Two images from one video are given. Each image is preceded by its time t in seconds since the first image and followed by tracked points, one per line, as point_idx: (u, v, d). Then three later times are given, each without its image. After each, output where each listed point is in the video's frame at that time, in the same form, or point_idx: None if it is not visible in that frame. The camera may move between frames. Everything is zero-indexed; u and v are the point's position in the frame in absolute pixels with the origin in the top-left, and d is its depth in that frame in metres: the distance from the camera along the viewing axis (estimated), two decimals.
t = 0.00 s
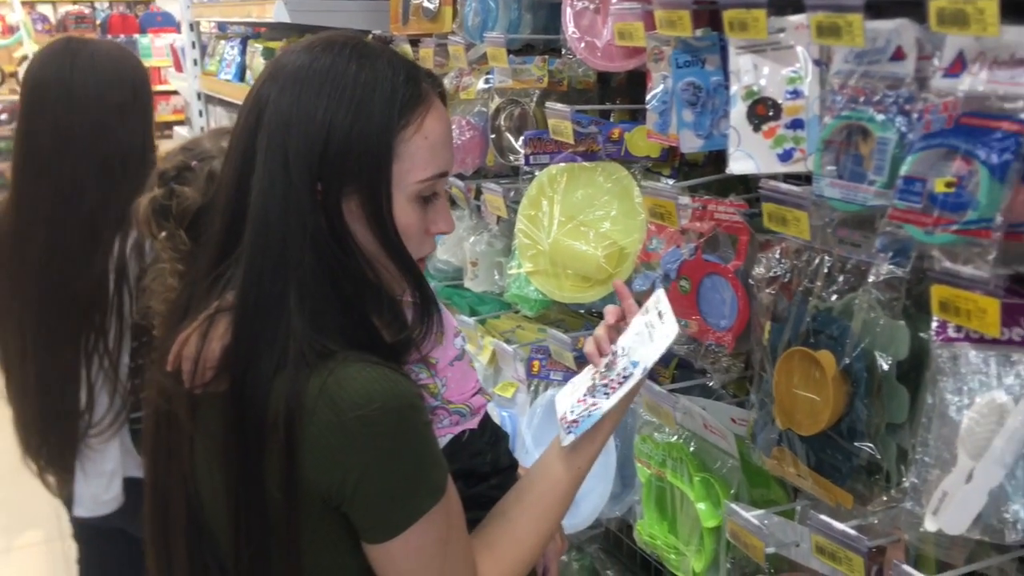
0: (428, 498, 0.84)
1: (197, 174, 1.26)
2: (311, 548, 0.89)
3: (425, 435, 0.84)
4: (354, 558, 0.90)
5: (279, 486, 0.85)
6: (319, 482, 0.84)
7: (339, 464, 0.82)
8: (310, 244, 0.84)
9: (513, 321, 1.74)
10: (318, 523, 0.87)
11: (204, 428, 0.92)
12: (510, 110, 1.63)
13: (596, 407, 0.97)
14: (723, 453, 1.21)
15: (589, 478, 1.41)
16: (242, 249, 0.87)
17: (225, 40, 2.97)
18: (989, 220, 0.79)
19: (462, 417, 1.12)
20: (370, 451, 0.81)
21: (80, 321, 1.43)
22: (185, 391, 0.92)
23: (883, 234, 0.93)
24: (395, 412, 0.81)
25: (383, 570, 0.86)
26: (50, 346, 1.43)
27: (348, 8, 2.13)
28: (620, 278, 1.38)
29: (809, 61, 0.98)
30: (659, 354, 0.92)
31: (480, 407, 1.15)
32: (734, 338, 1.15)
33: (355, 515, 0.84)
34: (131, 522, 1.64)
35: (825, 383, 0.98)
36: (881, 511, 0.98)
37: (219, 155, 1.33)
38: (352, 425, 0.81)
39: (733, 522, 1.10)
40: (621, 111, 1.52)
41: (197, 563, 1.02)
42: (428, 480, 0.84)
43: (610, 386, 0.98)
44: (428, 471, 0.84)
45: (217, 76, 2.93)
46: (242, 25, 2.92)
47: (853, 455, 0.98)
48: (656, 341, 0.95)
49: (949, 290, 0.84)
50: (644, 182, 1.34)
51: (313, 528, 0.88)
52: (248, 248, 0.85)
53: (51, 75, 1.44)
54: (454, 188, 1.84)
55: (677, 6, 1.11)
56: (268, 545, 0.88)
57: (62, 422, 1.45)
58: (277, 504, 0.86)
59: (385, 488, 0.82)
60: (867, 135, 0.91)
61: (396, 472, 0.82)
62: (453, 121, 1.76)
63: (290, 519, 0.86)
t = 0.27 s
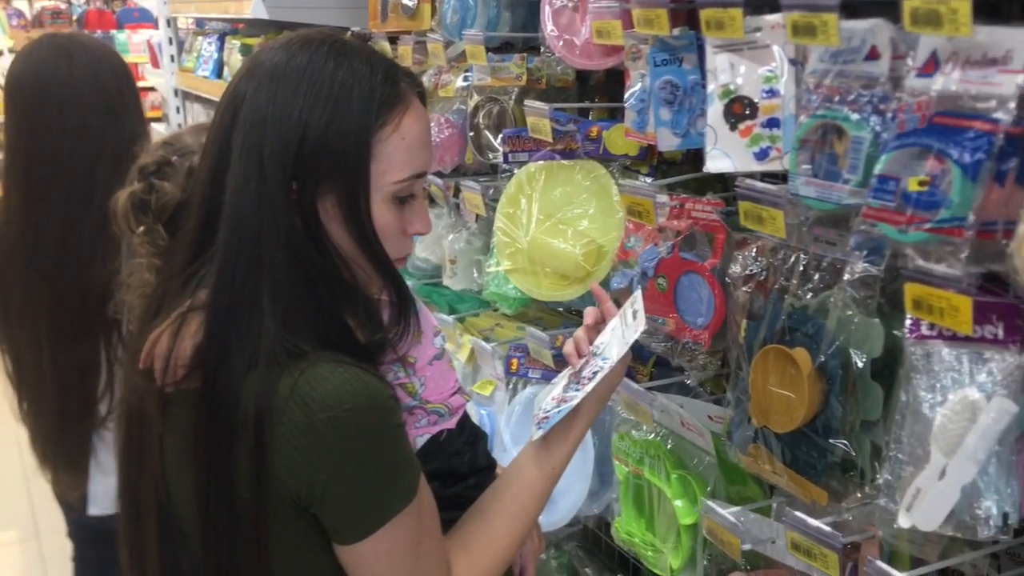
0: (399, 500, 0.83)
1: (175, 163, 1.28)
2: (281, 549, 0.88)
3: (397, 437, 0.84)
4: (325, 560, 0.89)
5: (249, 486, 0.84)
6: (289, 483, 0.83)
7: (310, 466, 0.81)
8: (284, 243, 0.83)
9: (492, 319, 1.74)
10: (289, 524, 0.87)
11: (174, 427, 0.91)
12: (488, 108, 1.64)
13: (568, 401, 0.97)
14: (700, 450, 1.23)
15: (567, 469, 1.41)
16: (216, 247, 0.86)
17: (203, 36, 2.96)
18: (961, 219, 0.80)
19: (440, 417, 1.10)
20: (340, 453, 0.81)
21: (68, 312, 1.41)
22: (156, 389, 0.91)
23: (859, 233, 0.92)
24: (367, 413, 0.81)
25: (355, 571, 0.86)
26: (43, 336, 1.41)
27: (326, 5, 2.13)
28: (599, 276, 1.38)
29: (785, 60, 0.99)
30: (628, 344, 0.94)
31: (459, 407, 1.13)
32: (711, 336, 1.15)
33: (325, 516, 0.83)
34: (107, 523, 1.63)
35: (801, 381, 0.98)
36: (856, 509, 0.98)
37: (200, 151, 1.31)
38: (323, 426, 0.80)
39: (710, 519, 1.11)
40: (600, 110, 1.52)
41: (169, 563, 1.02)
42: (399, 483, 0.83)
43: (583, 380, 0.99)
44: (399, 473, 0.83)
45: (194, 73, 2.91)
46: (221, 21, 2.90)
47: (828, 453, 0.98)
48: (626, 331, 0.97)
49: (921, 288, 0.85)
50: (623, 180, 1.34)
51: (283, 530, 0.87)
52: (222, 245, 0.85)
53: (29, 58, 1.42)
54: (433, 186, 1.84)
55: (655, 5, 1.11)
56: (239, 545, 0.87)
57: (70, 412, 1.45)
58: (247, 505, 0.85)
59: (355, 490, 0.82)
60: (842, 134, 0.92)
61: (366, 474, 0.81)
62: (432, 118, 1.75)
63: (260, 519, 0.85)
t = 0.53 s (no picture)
0: (376, 499, 0.83)
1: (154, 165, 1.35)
2: (257, 546, 0.88)
3: (374, 435, 0.83)
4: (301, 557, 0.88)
5: (223, 485, 0.83)
6: (264, 482, 0.82)
7: (285, 464, 0.80)
8: (260, 239, 0.82)
9: (477, 317, 1.74)
10: (264, 522, 0.86)
11: (148, 426, 0.90)
12: (473, 105, 1.63)
13: (550, 396, 0.97)
14: (685, 446, 1.23)
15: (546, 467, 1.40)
16: (193, 242, 0.85)
17: (186, 31, 2.94)
18: (945, 214, 0.80)
19: (423, 413, 1.12)
20: (316, 452, 0.80)
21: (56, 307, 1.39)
22: (132, 386, 0.90)
23: (843, 229, 0.91)
24: (343, 412, 0.80)
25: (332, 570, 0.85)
26: (44, 331, 1.41)
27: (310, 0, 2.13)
28: (584, 273, 1.38)
29: (770, 56, 0.99)
30: (612, 341, 0.94)
31: (442, 403, 1.15)
32: (696, 332, 1.15)
33: (301, 515, 0.83)
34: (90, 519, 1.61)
35: (785, 378, 0.98)
36: (840, 504, 0.99)
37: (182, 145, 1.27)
38: (298, 425, 0.79)
39: (695, 515, 1.11)
40: (585, 106, 1.52)
41: (145, 562, 1.01)
42: (376, 481, 0.83)
43: (565, 376, 0.99)
44: (376, 471, 0.83)
45: (177, 68, 2.89)
46: (204, 16, 2.88)
47: (811, 449, 0.99)
48: (609, 329, 0.97)
49: (905, 285, 0.85)
50: (608, 175, 1.34)
51: (258, 527, 0.86)
52: (199, 241, 0.84)
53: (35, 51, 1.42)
54: (417, 182, 1.83)
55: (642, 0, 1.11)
56: (214, 543, 0.87)
57: (66, 407, 1.45)
58: (221, 503, 0.84)
59: (331, 488, 0.81)
60: (826, 130, 0.91)
61: (342, 473, 0.81)
62: (416, 114, 1.75)
63: (234, 518, 0.84)
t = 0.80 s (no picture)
0: (361, 498, 0.82)
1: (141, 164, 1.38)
2: (243, 546, 0.87)
3: (358, 433, 0.82)
4: (288, 556, 0.88)
5: (207, 485, 0.83)
6: (248, 482, 0.82)
7: (268, 464, 0.80)
8: (242, 239, 0.82)
9: (467, 314, 1.73)
10: (249, 522, 0.85)
11: (133, 423, 0.90)
12: (463, 101, 1.63)
13: (536, 390, 0.97)
14: (675, 444, 1.23)
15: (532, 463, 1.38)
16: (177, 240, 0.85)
17: (174, 27, 2.93)
18: (935, 212, 0.79)
19: (411, 410, 1.12)
20: (298, 451, 0.79)
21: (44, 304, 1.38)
22: (116, 384, 0.90)
23: (832, 226, 0.91)
24: (326, 410, 0.79)
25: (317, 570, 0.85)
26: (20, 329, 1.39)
27: None
28: (574, 270, 1.38)
29: (760, 53, 0.99)
30: (606, 340, 0.94)
31: (430, 400, 1.14)
32: (686, 330, 1.15)
33: (285, 515, 0.82)
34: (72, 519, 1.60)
35: (775, 375, 0.98)
36: (829, 501, 0.99)
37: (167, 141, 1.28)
38: (280, 425, 0.78)
39: (685, 513, 1.11)
40: (576, 103, 1.51)
41: (130, 562, 1.00)
42: (361, 480, 0.82)
43: (551, 374, 0.99)
44: (361, 469, 0.82)
45: (165, 65, 2.87)
46: (193, 12, 2.87)
47: (801, 446, 0.99)
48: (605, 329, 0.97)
49: (895, 282, 0.85)
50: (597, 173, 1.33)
51: (243, 527, 0.86)
52: (183, 239, 0.83)
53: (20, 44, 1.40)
54: (408, 179, 1.83)
55: None
56: (198, 543, 0.86)
57: (51, 405, 1.43)
58: (206, 503, 0.84)
59: (314, 488, 0.80)
60: (816, 127, 0.91)
61: (325, 471, 0.80)
62: (406, 111, 1.75)
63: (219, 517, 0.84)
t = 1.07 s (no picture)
0: (351, 496, 0.82)
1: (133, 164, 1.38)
2: (234, 546, 0.87)
3: (348, 431, 0.82)
4: (280, 555, 0.88)
5: (197, 484, 0.83)
6: (237, 480, 0.82)
7: (258, 463, 0.80)
8: (232, 237, 0.82)
9: (459, 314, 1.74)
10: (240, 521, 0.85)
11: (122, 423, 0.90)
12: (456, 101, 1.63)
13: (523, 387, 0.97)
14: (666, 443, 1.23)
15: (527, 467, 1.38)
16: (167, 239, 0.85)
17: (167, 25, 2.92)
18: (924, 211, 0.80)
19: (402, 408, 1.12)
20: (289, 449, 0.79)
21: (30, 308, 1.35)
22: (106, 382, 0.90)
23: (822, 227, 0.91)
24: (316, 408, 0.79)
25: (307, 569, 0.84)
26: None
27: None
28: (566, 270, 1.38)
29: (751, 53, 0.99)
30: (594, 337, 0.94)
31: (421, 398, 1.14)
32: (678, 329, 1.15)
33: (276, 514, 0.82)
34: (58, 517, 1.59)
35: (766, 373, 0.99)
36: (820, 500, 0.99)
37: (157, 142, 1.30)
38: (271, 422, 0.78)
39: (676, 512, 1.11)
40: (568, 103, 1.51)
41: (120, 561, 1.00)
42: (350, 479, 0.82)
43: (540, 371, 0.99)
44: (352, 467, 0.82)
45: (158, 63, 2.86)
46: (185, 11, 2.86)
47: (792, 445, 0.99)
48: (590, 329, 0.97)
49: (885, 281, 0.86)
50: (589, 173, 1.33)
51: (234, 526, 0.86)
52: (173, 238, 0.83)
53: (6, 39, 1.37)
54: (399, 178, 1.82)
55: None
56: (188, 542, 0.86)
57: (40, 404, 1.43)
58: (197, 502, 0.84)
59: (305, 486, 0.80)
60: (807, 127, 0.91)
61: (315, 469, 0.80)
62: (398, 111, 1.75)
63: (209, 517, 0.84)
